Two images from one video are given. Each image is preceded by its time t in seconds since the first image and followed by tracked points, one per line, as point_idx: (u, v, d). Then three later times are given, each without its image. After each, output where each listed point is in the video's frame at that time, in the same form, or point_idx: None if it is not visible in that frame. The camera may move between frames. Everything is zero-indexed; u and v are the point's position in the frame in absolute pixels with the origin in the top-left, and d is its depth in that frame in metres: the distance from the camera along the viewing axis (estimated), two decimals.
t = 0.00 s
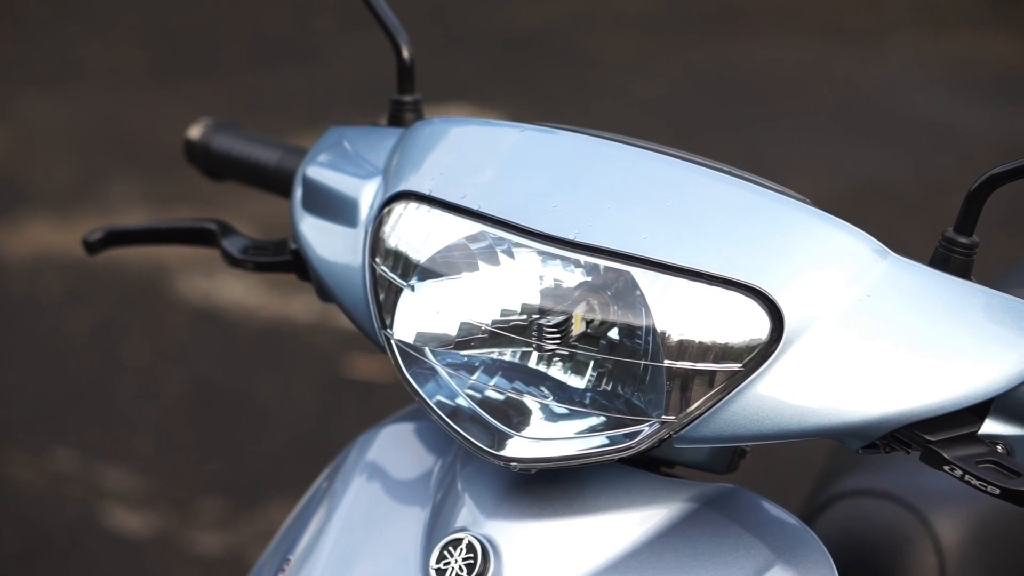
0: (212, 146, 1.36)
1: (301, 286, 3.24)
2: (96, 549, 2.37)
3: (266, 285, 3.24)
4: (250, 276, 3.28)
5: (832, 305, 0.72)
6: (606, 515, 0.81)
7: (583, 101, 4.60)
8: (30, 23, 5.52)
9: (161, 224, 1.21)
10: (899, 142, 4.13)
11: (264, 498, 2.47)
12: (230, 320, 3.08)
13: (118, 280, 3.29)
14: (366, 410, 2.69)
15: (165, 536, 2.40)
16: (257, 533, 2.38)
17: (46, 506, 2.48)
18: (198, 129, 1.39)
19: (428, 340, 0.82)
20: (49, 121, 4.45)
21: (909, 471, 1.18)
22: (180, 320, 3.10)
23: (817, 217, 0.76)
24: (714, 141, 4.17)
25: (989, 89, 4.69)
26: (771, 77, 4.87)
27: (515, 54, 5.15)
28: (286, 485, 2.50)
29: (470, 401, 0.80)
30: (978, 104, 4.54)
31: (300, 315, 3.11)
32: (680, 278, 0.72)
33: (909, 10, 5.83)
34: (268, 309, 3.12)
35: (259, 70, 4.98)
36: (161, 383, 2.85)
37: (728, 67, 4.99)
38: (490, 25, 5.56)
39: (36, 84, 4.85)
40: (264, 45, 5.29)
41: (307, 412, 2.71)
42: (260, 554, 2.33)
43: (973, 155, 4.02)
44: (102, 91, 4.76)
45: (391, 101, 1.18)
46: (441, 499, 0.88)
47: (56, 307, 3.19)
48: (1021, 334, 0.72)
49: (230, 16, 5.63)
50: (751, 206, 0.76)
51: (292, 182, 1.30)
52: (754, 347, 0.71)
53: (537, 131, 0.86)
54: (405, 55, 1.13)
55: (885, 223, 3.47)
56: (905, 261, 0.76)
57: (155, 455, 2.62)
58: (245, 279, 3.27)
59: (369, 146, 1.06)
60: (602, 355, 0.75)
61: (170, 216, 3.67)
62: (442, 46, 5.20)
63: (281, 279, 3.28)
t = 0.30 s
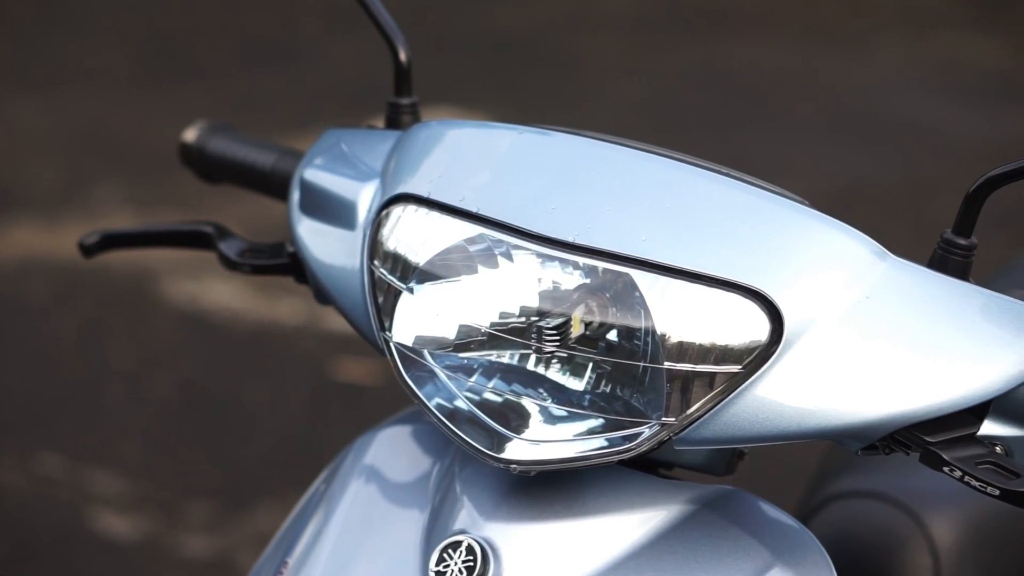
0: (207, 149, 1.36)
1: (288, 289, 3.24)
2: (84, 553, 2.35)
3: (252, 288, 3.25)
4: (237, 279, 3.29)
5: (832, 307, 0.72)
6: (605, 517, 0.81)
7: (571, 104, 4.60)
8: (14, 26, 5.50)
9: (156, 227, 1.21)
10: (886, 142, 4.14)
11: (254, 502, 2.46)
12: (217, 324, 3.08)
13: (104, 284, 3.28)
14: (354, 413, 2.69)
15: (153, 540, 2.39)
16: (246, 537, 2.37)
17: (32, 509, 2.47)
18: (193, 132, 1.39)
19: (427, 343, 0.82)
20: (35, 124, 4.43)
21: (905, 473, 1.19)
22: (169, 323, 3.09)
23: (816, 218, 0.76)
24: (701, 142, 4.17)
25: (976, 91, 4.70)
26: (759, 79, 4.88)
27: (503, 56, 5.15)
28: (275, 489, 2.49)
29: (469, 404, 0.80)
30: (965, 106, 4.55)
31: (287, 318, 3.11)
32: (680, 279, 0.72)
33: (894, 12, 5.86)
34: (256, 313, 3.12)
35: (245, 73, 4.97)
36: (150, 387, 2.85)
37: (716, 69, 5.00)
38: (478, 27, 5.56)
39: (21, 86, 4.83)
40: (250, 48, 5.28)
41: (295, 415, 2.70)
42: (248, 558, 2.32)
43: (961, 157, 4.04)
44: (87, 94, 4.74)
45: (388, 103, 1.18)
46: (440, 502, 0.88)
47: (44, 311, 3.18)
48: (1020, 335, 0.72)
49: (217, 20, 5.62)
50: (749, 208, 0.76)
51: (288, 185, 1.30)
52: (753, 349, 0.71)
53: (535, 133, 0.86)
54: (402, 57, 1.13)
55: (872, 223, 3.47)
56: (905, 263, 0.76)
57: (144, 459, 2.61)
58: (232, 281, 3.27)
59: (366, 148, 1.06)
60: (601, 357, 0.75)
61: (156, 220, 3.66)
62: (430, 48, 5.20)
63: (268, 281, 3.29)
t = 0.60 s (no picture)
0: (202, 143, 1.35)
1: (277, 285, 3.24)
2: (74, 549, 2.34)
3: (239, 284, 3.25)
4: (224, 276, 3.29)
5: (831, 298, 0.72)
6: (604, 509, 0.81)
7: (559, 100, 4.60)
8: None
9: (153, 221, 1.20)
10: (875, 136, 4.14)
11: (244, 497, 2.45)
12: (205, 320, 3.08)
13: (91, 282, 3.27)
14: (343, 409, 2.69)
15: (143, 535, 2.37)
16: (237, 532, 2.36)
17: (21, 506, 2.46)
18: (188, 127, 1.38)
19: (425, 336, 0.82)
20: (19, 124, 4.41)
21: (901, 463, 1.19)
22: (157, 322, 3.08)
23: (815, 210, 0.76)
24: (689, 138, 4.17)
25: (962, 84, 4.71)
26: (747, 74, 4.88)
27: (490, 53, 5.15)
28: (265, 484, 2.48)
29: (468, 397, 0.80)
30: (953, 99, 4.56)
31: (276, 315, 3.11)
32: (679, 271, 0.72)
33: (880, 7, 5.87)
34: (244, 310, 3.12)
35: (233, 71, 4.96)
36: (139, 384, 2.84)
37: (704, 64, 5.00)
38: (466, 24, 5.55)
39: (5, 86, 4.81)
40: (237, 47, 5.28)
41: (285, 411, 2.70)
42: (238, 554, 2.30)
43: (949, 149, 4.04)
44: (71, 93, 4.72)
45: (384, 98, 1.18)
46: (440, 495, 0.88)
47: (31, 309, 3.17)
48: (1019, 326, 0.72)
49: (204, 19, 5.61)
50: (748, 199, 0.76)
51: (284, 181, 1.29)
52: (754, 340, 0.71)
53: (532, 127, 0.86)
54: (398, 51, 1.12)
55: (861, 214, 3.47)
56: (903, 253, 0.76)
57: (134, 456, 2.60)
58: (219, 278, 3.27)
59: (362, 142, 1.05)
60: (601, 350, 0.75)
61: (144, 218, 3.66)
62: (417, 45, 5.19)
63: (255, 277, 3.29)
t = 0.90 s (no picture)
0: (192, 139, 1.35)
1: (260, 281, 3.22)
2: (58, 548, 2.33)
3: (222, 280, 3.23)
4: (207, 272, 3.27)
5: (826, 292, 0.72)
6: (598, 505, 0.81)
7: (545, 95, 4.58)
8: None
9: (146, 219, 1.20)
10: (860, 130, 4.14)
11: (228, 494, 2.44)
12: (189, 317, 3.06)
13: (73, 280, 3.25)
14: (327, 405, 2.68)
15: (128, 533, 2.36)
16: (220, 530, 2.35)
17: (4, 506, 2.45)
18: (178, 123, 1.38)
19: (420, 333, 0.82)
20: None
21: (892, 456, 1.19)
22: (139, 319, 3.06)
23: (810, 204, 0.76)
24: (673, 132, 4.16)
25: (945, 77, 4.72)
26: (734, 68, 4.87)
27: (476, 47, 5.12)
28: (249, 481, 2.47)
29: (463, 393, 0.80)
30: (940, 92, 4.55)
31: (259, 311, 3.10)
32: (674, 267, 0.72)
33: None
34: (226, 306, 3.10)
35: (215, 67, 4.93)
36: (123, 381, 2.83)
37: (691, 59, 4.99)
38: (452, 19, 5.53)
39: None
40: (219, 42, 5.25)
41: (269, 408, 2.69)
42: (222, 551, 2.30)
43: (935, 143, 4.04)
44: (53, 90, 4.69)
45: (377, 94, 1.18)
46: (435, 492, 0.88)
47: (14, 307, 3.15)
48: (1013, 321, 0.73)
49: (187, 15, 5.58)
50: (741, 194, 0.76)
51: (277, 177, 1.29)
52: (750, 335, 0.71)
53: (526, 123, 0.86)
54: (390, 47, 1.12)
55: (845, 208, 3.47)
56: (898, 248, 0.76)
57: (118, 454, 2.59)
58: (201, 275, 3.25)
59: (354, 138, 1.05)
60: (595, 346, 0.75)
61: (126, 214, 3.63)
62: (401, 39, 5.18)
63: (237, 273, 3.28)
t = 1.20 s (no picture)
0: (190, 143, 1.35)
1: (246, 284, 3.22)
2: (48, 552, 2.33)
3: (209, 283, 3.22)
4: (194, 275, 3.26)
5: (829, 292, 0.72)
6: (602, 506, 0.81)
7: (533, 96, 4.58)
8: None
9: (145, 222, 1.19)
10: (849, 129, 4.14)
11: (217, 497, 2.44)
12: (175, 320, 3.06)
13: (57, 282, 3.23)
14: (315, 409, 2.68)
15: (118, 537, 2.36)
16: (210, 533, 2.34)
17: None
18: (176, 126, 1.37)
19: (422, 336, 0.81)
20: None
21: (889, 456, 1.19)
22: (127, 322, 3.05)
23: (811, 204, 0.76)
24: (661, 132, 4.16)
25: (933, 74, 4.72)
26: (722, 66, 4.87)
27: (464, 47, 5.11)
28: (240, 484, 2.47)
29: (465, 395, 0.80)
30: (930, 89, 4.55)
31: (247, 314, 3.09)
32: (676, 267, 0.72)
33: None
34: (213, 309, 3.09)
35: (203, 69, 4.92)
36: (110, 384, 2.81)
37: (679, 56, 4.98)
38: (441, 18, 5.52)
39: None
40: (207, 43, 5.24)
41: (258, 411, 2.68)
42: (211, 555, 2.29)
43: (924, 141, 4.04)
44: (39, 92, 4.67)
45: (375, 96, 1.17)
46: (437, 494, 0.87)
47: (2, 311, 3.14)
48: (1014, 320, 0.73)
49: (175, 16, 5.57)
50: (743, 195, 0.76)
51: (275, 180, 1.29)
52: (753, 335, 0.71)
53: (526, 124, 0.86)
54: (388, 49, 1.12)
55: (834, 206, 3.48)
56: (900, 247, 0.76)
57: (108, 458, 2.58)
58: (187, 278, 3.24)
59: (353, 140, 1.05)
60: (597, 347, 0.75)
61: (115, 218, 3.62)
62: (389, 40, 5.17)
63: (224, 276, 3.27)
